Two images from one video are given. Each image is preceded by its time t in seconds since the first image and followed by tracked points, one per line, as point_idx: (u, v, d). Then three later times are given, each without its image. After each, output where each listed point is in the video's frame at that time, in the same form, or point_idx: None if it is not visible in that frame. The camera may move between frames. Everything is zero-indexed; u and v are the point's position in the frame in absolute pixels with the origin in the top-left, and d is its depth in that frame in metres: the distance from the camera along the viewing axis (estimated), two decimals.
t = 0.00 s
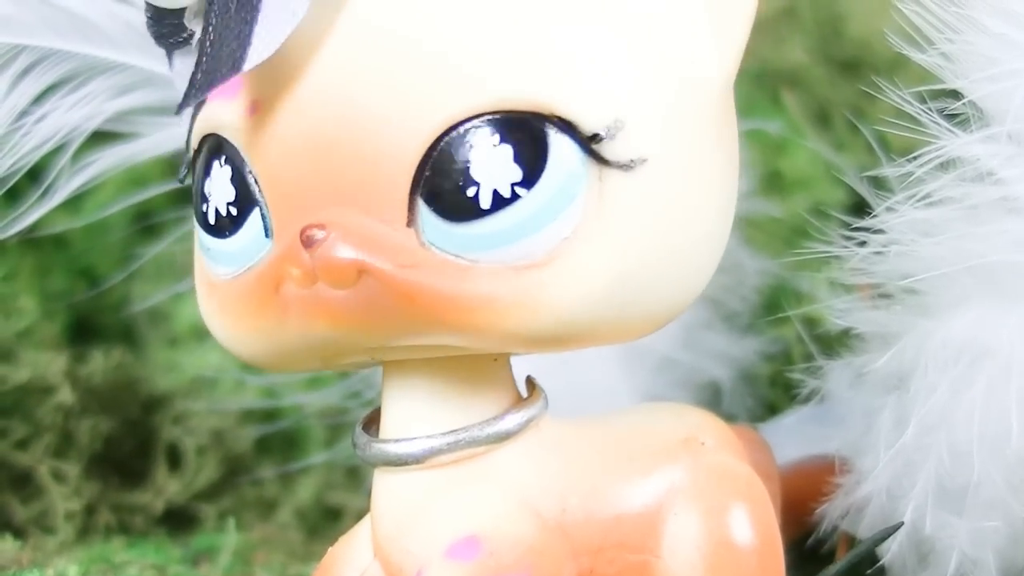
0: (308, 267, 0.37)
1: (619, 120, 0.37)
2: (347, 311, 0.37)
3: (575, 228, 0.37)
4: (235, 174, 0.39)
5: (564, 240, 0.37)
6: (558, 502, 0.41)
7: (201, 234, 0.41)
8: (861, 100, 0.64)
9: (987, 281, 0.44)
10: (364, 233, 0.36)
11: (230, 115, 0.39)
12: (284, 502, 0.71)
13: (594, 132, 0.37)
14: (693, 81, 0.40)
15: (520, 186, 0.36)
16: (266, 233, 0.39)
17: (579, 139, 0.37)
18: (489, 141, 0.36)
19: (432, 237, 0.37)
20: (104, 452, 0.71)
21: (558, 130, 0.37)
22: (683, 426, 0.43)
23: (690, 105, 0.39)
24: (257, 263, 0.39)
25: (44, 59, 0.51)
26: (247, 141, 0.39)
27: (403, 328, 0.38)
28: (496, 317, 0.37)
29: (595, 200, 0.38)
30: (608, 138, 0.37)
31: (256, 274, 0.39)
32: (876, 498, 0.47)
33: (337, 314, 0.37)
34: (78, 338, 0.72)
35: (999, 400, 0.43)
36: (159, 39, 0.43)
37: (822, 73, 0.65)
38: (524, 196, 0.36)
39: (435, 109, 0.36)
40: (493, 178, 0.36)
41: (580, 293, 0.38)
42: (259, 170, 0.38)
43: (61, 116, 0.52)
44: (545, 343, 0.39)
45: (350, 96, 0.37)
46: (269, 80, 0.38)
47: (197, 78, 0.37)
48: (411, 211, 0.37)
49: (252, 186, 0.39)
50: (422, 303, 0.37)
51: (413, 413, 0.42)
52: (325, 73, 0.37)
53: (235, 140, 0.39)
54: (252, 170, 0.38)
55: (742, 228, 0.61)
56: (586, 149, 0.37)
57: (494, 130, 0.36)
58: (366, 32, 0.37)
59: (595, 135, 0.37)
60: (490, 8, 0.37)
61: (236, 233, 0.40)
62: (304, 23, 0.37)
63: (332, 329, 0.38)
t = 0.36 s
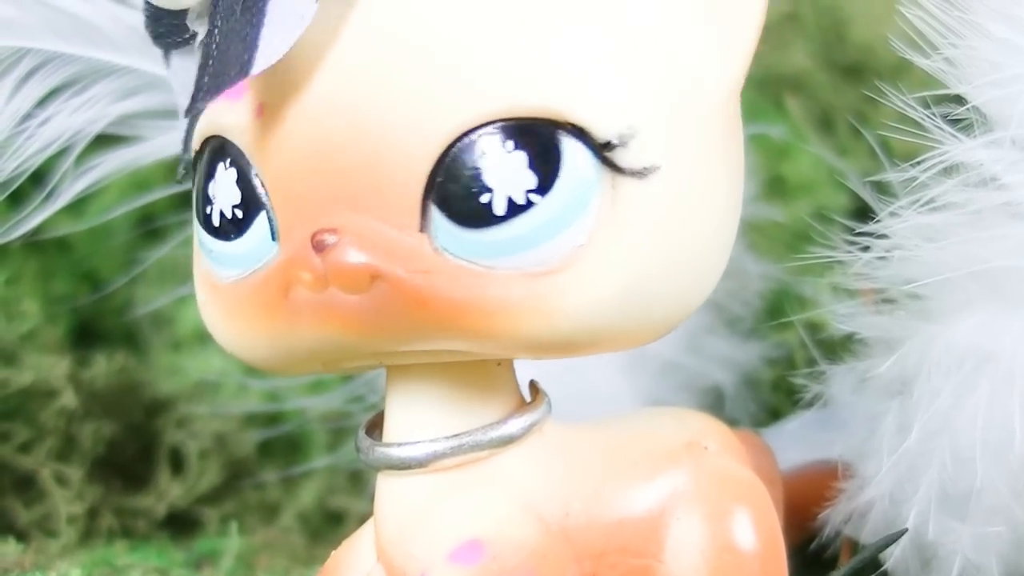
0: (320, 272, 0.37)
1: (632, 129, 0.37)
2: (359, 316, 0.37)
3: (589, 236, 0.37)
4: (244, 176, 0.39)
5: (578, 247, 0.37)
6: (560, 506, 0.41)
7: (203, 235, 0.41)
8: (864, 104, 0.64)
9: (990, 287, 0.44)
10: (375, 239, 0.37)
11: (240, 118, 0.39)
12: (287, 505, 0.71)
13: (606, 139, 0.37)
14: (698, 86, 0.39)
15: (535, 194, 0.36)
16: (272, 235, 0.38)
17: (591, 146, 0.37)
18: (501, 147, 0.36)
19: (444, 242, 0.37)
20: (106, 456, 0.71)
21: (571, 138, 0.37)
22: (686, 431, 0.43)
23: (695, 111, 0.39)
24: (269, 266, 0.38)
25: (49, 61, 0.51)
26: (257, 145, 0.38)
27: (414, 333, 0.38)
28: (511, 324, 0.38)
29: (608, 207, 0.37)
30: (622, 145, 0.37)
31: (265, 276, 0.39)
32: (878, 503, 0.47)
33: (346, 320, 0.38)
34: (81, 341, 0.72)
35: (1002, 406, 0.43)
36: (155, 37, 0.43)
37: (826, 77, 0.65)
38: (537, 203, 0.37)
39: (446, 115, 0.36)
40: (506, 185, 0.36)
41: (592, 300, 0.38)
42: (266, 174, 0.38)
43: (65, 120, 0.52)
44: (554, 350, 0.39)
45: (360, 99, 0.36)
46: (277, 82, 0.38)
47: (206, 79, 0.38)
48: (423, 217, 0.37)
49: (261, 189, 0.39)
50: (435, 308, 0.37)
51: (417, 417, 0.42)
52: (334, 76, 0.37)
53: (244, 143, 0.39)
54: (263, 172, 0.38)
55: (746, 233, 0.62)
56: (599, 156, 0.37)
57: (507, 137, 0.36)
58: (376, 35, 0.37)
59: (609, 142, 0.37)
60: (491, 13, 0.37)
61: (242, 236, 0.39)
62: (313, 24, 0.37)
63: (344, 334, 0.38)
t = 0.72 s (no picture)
0: (345, 270, 0.36)
1: (662, 128, 0.38)
2: (382, 314, 0.37)
3: (619, 233, 0.37)
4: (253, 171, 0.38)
5: (609, 246, 0.37)
6: (561, 508, 0.41)
7: (199, 231, 0.40)
8: (863, 104, 0.64)
9: (989, 285, 0.44)
10: (404, 237, 0.36)
11: (251, 114, 0.38)
12: (288, 509, 0.71)
13: (641, 139, 0.37)
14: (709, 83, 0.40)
15: (571, 192, 0.36)
16: (282, 233, 0.38)
17: (625, 145, 0.37)
18: (539, 147, 0.36)
19: (473, 241, 0.37)
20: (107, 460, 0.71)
21: (606, 136, 0.37)
22: (685, 431, 0.43)
23: (708, 107, 0.40)
24: (280, 262, 0.38)
25: (46, 67, 0.51)
26: (275, 141, 0.37)
27: (440, 330, 0.38)
28: (537, 321, 0.38)
29: (640, 204, 0.38)
30: (653, 144, 0.38)
31: (279, 273, 0.38)
32: (878, 503, 0.47)
33: (370, 317, 0.37)
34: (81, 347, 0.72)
35: (1001, 405, 0.43)
36: (123, 31, 0.43)
37: (825, 77, 0.65)
38: (573, 202, 0.37)
39: (469, 111, 0.36)
40: (541, 183, 0.36)
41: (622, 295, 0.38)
42: (282, 170, 0.37)
43: (63, 124, 0.52)
44: (577, 347, 0.39)
45: (385, 97, 0.36)
46: (295, 79, 0.37)
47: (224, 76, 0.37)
48: (453, 214, 0.36)
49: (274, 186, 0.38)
50: (462, 306, 0.37)
51: (416, 420, 0.42)
52: (359, 73, 0.36)
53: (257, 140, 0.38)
54: (277, 170, 0.37)
55: (745, 234, 0.61)
56: (631, 155, 0.37)
57: (540, 136, 0.36)
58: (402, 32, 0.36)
59: (643, 140, 0.37)
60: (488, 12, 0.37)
61: (248, 233, 0.39)
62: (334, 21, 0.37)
63: (365, 332, 0.38)
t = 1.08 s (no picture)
0: (407, 267, 0.36)
1: (714, 138, 0.39)
2: (439, 311, 0.37)
3: (675, 243, 0.38)
4: (291, 162, 0.37)
5: (664, 253, 0.38)
6: (562, 509, 0.41)
7: (220, 222, 0.39)
8: (865, 106, 0.64)
9: (991, 287, 0.44)
10: (465, 236, 0.36)
11: (291, 110, 0.37)
12: (290, 510, 0.71)
13: (698, 148, 0.38)
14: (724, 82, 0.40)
15: (637, 198, 0.37)
16: (320, 229, 0.37)
17: (683, 154, 0.38)
18: (607, 152, 0.36)
19: (535, 242, 0.37)
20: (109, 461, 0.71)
21: (668, 147, 0.37)
22: (688, 433, 0.43)
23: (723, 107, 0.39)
24: (323, 258, 0.37)
25: (48, 67, 0.51)
26: (325, 136, 0.37)
27: (491, 330, 0.38)
28: (590, 323, 0.38)
29: (692, 212, 0.38)
30: (708, 154, 0.38)
31: (323, 270, 0.37)
32: (880, 505, 0.47)
33: (425, 315, 0.37)
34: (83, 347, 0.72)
35: (1003, 407, 0.43)
36: (96, 15, 0.41)
37: (827, 80, 0.65)
38: (637, 207, 0.37)
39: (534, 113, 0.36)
40: (611, 189, 0.36)
41: (671, 298, 0.38)
42: (327, 166, 0.37)
43: (65, 125, 0.52)
44: (617, 348, 0.39)
45: (451, 97, 0.36)
46: (353, 75, 0.36)
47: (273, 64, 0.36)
48: (517, 216, 0.36)
49: (313, 181, 0.37)
50: (524, 308, 0.37)
51: (417, 421, 0.42)
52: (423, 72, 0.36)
53: (296, 135, 0.37)
54: (320, 167, 0.37)
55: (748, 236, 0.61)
56: (688, 163, 0.38)
57: (604, 141, 0.36)
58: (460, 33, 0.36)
59: (700, 151, 0.38)
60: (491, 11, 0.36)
61: (280, 228, 0.37)
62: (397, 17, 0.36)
63: (416, 329, 0.37)
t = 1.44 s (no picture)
0: (329, 270, 0.36)
1: (645, 125, 0.37)
2: (367, 314, 0.37)
3: (600, 235, 0.37)
4: (245, 170, 0.39)
5: (586, 246, 0.37)
6: (563, 509, 0.41)
7: (203, 231, 0.41)
8: (866, 107, 0.64)
9: (993, 287, 0.44)
10: (388, 238, 0.36)
11: (244, 116, 0.38)
12: (290, 511, 0.71)
13: (618, 138, 0.37)
14: (705, 82, 0.40)
15: (547, 192, 0.36)
16: (276, 233, 0.38)
17: (603, 144, 0.37)
18: (516, 147, 0.36)
19: (454, 241, 0.37)
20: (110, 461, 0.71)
21: (582, 134, 0.37)
22: (688, 433, 0.43)
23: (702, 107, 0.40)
24: (274, 263, 0.38)
25: (49, 68, 0.51)
26: (263, 142, 0.38)
27: (424, 330, 0.38)
28: (526, 324, 0.38)
29: (620, 204, 0.37)
30: (634, 143, 0.37)
31: (273, 273, 0.38)
32: (880, 506, 0.47)
33: (357, 318, 0.37)
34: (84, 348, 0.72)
35: (1004, 408, 0.43)
36: (144, 32, 0.42)
37: (827, 80, 0.65)
38: (550, 202, 0.36)
39: (459, 113, 0.36)
40: (519, 184, 0.36)
41: (603, 294, 0.38)
42: (273, 172, 0.37)
43: (66, 125, 0.52)
44: (565, 347, 0.39)
45: (368, 100, 0.36)
46: (287, 79, 0.37)
47: (213, 78, 0.38)
48: (434, 214, 0.36)
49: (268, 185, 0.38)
50: (448, 310, 0.37)
51: (419, 421, 0.42)
52: (344, 75, 0.36)
53: (251, 141, 0.38)
54: (269, 171, 0.38)
55: (748, 236, 0.61)
56: (612, 155, 0.37)
57: (518, 136, 0.36)
58: (387, 33, 0.36)
59: (621, 139, 0.37)
60: (487, 11, 0.36)
61: (245, 234, 0.39)
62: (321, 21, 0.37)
63: (353, 331, 0.38)
